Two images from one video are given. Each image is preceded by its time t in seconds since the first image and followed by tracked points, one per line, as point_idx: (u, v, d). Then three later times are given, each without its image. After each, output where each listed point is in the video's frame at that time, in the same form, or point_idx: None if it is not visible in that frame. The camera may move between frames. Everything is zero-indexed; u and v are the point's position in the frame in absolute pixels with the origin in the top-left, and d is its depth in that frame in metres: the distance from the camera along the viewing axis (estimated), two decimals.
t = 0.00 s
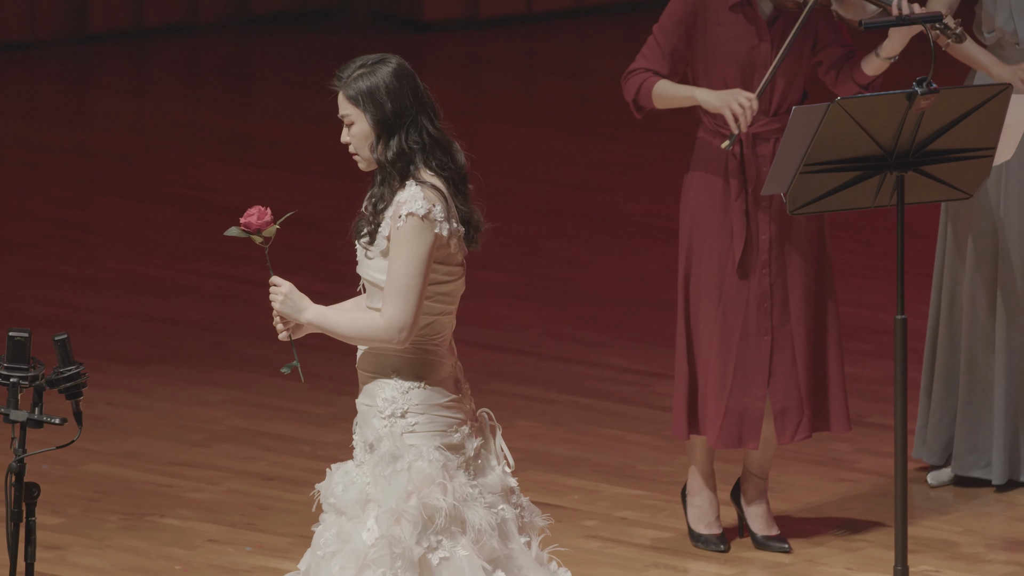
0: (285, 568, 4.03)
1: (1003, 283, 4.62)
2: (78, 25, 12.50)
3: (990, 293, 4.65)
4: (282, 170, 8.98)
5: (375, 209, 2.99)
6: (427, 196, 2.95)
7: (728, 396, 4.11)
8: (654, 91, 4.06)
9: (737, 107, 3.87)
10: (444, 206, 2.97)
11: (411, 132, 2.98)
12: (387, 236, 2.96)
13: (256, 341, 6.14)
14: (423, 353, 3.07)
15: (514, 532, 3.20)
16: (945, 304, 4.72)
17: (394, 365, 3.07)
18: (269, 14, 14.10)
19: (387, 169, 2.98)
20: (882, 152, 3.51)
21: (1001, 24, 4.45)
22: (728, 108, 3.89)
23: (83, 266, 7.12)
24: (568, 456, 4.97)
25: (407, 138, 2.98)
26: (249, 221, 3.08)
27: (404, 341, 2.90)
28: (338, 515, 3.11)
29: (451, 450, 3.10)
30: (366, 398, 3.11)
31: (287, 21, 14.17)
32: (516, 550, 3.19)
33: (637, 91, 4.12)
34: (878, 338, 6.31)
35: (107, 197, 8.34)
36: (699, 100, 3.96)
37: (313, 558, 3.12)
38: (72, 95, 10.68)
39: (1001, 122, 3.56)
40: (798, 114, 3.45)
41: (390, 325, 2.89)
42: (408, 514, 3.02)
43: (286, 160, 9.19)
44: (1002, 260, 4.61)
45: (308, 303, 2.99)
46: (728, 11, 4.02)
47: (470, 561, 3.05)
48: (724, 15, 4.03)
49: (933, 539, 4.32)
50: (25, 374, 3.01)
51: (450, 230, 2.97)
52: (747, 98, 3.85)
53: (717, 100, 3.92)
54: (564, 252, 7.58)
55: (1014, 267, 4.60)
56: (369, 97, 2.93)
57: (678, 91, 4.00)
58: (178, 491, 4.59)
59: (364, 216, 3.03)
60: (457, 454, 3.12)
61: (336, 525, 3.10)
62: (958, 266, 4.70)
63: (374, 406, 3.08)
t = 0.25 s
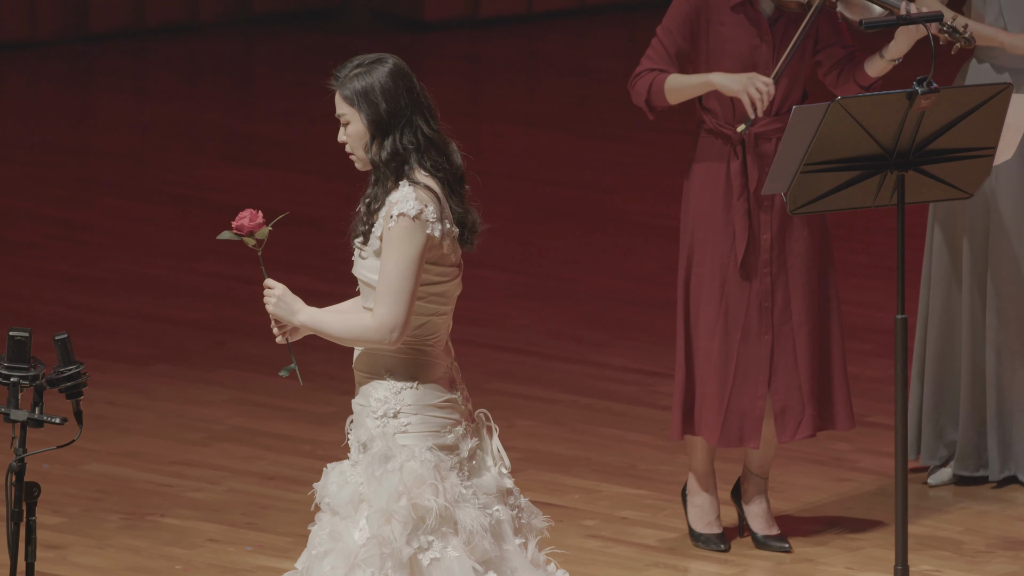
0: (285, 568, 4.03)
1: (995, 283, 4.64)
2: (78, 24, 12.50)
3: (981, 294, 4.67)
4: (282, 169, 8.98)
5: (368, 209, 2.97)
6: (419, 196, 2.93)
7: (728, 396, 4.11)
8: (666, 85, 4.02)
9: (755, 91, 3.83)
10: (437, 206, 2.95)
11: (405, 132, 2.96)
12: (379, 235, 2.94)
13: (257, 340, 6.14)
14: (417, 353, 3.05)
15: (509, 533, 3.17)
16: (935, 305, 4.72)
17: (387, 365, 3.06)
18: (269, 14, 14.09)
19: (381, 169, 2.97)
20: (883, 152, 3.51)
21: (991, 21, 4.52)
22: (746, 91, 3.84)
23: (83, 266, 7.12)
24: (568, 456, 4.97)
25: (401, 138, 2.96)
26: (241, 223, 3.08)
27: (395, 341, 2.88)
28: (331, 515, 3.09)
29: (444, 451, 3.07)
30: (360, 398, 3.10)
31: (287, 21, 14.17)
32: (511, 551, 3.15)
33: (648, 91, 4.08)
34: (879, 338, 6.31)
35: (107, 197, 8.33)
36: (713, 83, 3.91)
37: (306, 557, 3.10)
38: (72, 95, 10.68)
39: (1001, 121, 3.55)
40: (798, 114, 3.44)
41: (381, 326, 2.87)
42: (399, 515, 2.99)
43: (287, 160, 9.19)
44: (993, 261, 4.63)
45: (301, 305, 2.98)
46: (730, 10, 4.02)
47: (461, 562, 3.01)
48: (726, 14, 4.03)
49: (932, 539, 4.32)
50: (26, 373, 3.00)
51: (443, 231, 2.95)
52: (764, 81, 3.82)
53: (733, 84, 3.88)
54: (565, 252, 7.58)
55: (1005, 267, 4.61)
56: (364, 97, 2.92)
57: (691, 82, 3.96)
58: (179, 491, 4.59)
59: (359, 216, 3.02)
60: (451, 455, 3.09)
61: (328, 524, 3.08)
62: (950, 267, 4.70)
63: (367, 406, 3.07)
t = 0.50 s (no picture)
0: (286, 568, 4.03)
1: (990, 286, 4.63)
2: (78, 24, 12.49)
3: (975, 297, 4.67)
4: (283, 169, 8.98)
5: (362, 210, 2.97)
6: (412, 197, 2.92)
7: (728, 395, 4.11)
8: (675, 81, 3.99)
9: (765, 79, 3.78)
10: (431, 208, 2.94)
11: (400, 133, 2.95)
12: (372, 235, 2.93)
13: (257, 340, 6.14)
14: (412, 354, 3.05)
15: (505, 534, 3.14)
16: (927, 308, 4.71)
17: (382, 366, 3.05)
18: (269, 13, 14.09)
19: (376, 169, 2.97)
20: (883, 151, 3.51)
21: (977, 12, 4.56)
22: (756, 80, 3.79)
23: (84, 265, 7.12)
24: (569, 456, 4.97)
25: (396, 139, 2.95)
26: (238, 230, 3.07)
27: (387, 341, 2.87)
28: (326, 516, 3.08)
29: (438, 451, 3.06)
30: (356, 399, 3.10)
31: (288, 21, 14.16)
32: (507, 553, 3.13)
33: (658, 91, 4.05)
34: (880, 337, 6.31)
35: (108, 197, 8.33)
36: (723, 72, 3.86)
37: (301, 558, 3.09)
38: (73, 95, 10.67)
39: (1002, 120, 3.55)
40: (799, 112, 3.43)
41: (373, 327, 2.86)
42: (390, 514, 2.97)
43: (288, 159, 9.18)
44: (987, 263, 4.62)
45: (295, 311, 2.98)
46: (730, 11, 4.02)
47: (453, 563, 2.99)
48: (724, 15, 4.03)
49: (933, 538, 4.32)
50: (27, 373, 3.00)
51: (436, 232, 2.93)
52: (774, 69, 3.77)
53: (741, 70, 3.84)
54: (566, 252, 7.57)
55: (996, 267, 4.61)
56: (359, 98, 2.92)
57: (701, 74, 3.92)
58: (180, 491, 4.59)
59: (354, 215, 3.01)
60: (446, 456, 3.08)
61: (322, 525, 3.07)
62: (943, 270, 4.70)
63: (362, 407, 3.07)
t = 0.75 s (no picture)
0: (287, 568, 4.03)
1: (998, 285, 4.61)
2: (78, 24, 12.49)
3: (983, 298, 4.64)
4: (284, 169, 8.97)
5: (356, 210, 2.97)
6: (404, 198, 2.91)
7: (729, 395, 4.11)
8: (676, 80, 3.99)
9: (765, 72, 3.77)
10: (423, 208, 2.93)
11: (394, 134, 2.95)
12: (365, 235, 2.93)
13: (258, 340, 6.14)
14: (407, 355, 3.05)
15: (501, 535, 3.12)
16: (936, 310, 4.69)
17: (377, 367, 3.05)
18: (270, 13, 14.08)
19: (370, 170, 2.96)
20: (884, 152, 3.51)
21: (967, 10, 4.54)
22: (756, 73, 3.78)
23: (84, 265, 7.12)
24: (569, 455, 4.97)
25: (389, 139, 2.95)
26: (227, 251, 3.06)
27: (380, 342, 2.87)
28: (321, 516, 3.08)
29: (431, 452, 3.05)
30: (351, 400, 3.10)
31: (288, 21, 14.15)
32: (502, 554, 3.11)
33: (660, 92, 4.05)
34: (881, 337, 6.31)
35: (108, 197, 8.33)
36: (723, 65, 3.85)
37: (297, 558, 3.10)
38: (73, 95, 10.67)
39: (1002, 119, 3.55)
40: (799, 113, 3.43)
41: (365, 328, 2.86)
42: (381, 515, 2.97)
43: (288, 159, 9.18)
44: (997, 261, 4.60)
45: (289, 325, 2.98)
46: (728, 11, 4.02)
47: (444, 563, 2.97)
48: (722, 15, 4.03)
49: (933, 538, 4.32)
50: (27, 373, 3.00)
51: (428, 233, 2.92)
52: (774, 62, 3.77)
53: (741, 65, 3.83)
54: (566, 252, 7.57)
55: (986, 268, 4.60)
56: (352, 98, 2.92)
57: (702, 69, 3.91)
58: (180, 491, 4.59)
59: (348, 216, 3.01)
60: (439, 456, 3.06)
61: (317, 525, 3.07)
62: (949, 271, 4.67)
63: (355, 409, 3.07)
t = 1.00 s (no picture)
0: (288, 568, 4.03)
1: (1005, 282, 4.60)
2: (78, 24, 12.48)
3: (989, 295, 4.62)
4: (284, 168, 8.97)
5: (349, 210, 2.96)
6: (396, 198, 2.90)
7: (729, 395, 4.11)
8: (676, 76, 3.95)
9: (763, 61, 3.73)
10: (415, 209, 2.91)
11: (387, 133, 2.93)
12: (358, 235, 2.92)
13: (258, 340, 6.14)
14: (404, 355, 3.04)
15: (496, 535, 3.12)
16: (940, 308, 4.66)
17: (372, 370, 3.04)
18: (270, 13, 14.07)
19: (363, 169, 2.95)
20: (886, 151, 3.51)
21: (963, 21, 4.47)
22: (754, 63, 3.74)
23: (84, 265, 7.11)
24: (570, 455, 4.97)
25: (383, 139, 2.94)
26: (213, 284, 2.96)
27: (373, 344, 2.86)
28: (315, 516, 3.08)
29: (425, 452, 3.05)
30: (346, 400, 3.10)
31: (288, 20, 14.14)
32: (497, 554, 3.11)
33: (663, 89, 4.01)
34: (881, 337, 6.30)
35: (108, 196, 8.32)
36: (721, 57, 3.81)
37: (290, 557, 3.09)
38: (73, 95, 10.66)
39: (1003, 118, 3.55)
40: (799, 112, 3.44)
41: (358, 330, 2.84)
42: (374, 515, 2.96)
43: (289, 159, 9.18)
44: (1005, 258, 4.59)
45: (283, 344, 2.91)
46: (725, 10, 4.02)
47: (437, 563, 2.96)
48: (720, 13, 4.03)
49: (934, 538, 4.31)
50: (27, 372, 3.00)
51: (420, 233, 2.90)
52: (772, 51, 3.72)
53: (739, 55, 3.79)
54: (567, 252, 7.57)
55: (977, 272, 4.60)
56: (346, 99, 2.91)
57: (701, 61, 3.87)
58: (181, 490, 4.58)
59: (343, 216, 3.00)
60: (434, 457, 3.06)
61: (311, 525, 3.06)
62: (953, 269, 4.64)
63: (350, 409, 3.07)
